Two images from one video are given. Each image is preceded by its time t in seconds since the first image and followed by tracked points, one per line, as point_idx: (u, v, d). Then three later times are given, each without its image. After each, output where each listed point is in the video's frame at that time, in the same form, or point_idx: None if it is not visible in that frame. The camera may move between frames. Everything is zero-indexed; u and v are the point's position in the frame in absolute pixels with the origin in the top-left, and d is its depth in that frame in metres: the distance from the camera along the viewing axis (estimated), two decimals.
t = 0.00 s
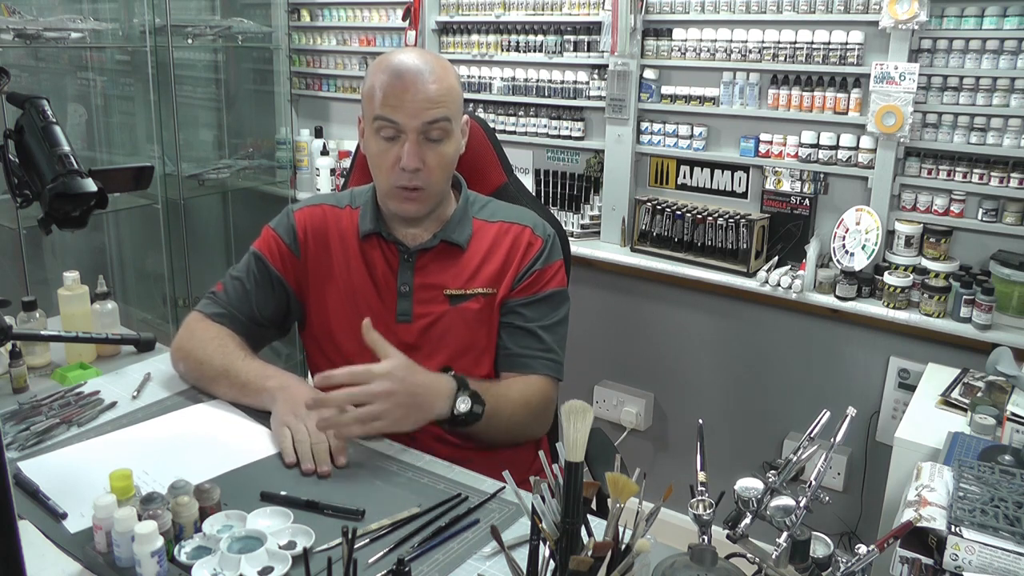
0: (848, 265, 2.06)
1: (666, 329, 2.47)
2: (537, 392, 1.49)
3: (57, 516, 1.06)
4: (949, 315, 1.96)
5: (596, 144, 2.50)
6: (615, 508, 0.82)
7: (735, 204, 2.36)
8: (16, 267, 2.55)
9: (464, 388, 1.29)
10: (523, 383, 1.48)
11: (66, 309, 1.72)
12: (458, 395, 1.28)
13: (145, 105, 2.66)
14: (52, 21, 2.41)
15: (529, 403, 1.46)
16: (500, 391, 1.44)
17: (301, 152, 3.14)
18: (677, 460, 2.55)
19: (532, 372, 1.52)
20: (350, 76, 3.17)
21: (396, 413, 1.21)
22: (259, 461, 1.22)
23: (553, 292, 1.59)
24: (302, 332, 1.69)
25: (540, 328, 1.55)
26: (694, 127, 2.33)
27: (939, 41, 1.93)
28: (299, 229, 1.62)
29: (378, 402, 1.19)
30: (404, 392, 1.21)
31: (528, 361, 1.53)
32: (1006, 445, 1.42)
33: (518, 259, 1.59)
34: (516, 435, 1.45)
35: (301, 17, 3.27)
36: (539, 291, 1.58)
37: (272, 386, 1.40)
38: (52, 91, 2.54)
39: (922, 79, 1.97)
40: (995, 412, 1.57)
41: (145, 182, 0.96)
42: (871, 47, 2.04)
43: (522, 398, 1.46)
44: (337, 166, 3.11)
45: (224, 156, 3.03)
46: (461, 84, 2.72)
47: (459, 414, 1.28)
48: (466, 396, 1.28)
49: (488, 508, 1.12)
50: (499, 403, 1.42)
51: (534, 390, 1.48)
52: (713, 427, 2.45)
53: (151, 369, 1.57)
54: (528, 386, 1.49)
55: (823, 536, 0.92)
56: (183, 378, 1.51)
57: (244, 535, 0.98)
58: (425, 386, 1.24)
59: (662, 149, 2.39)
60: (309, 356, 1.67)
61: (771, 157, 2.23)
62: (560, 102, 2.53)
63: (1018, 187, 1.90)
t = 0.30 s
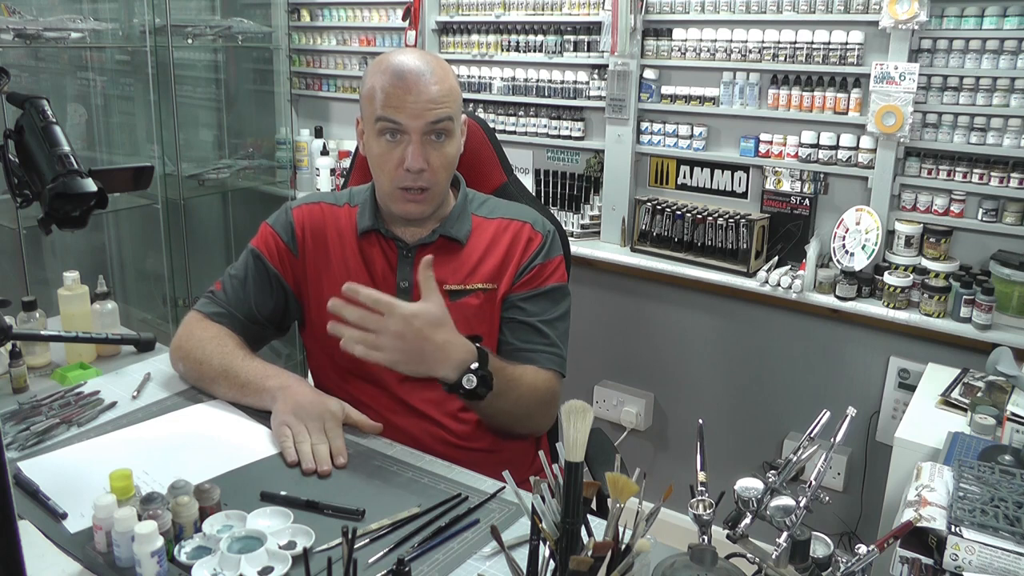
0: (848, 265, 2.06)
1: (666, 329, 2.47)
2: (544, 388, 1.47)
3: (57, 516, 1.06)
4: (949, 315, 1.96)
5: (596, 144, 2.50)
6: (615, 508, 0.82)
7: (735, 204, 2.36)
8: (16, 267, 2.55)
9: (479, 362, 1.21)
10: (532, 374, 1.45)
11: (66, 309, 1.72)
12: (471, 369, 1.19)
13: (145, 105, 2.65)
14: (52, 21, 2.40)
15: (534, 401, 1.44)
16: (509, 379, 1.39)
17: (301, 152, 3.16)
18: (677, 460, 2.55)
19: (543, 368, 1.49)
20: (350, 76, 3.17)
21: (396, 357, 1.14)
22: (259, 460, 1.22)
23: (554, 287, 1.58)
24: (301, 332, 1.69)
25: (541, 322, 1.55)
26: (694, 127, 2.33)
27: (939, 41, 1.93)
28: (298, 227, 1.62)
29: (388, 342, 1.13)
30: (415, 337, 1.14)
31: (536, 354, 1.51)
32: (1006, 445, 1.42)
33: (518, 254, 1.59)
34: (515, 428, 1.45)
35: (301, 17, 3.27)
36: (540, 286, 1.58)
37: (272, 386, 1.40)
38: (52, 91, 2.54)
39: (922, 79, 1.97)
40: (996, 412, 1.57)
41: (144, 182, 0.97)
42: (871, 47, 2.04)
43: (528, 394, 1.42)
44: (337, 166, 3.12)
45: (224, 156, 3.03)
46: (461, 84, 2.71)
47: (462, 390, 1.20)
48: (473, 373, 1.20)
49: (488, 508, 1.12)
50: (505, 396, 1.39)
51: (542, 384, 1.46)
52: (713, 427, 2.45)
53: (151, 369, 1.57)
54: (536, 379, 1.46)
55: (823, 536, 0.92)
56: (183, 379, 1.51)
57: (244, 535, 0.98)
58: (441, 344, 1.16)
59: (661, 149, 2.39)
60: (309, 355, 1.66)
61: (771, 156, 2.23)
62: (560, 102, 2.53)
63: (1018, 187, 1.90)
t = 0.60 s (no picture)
0: (848, 265, 2.06)
1: (667, 329, 2.47)
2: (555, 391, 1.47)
3: (57, 516, 1.06)
4: (949, 315, 1.96)
5: (596, 144, 2.50)
6: (615, 508, 0.82)
7: (735, 204, 2.36)
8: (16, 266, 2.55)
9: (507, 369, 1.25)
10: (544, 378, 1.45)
11: (66, 309, 1.72)
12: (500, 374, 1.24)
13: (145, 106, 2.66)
14: (52, 21, 2.40)
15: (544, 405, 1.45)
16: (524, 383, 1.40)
17: (301, 153, 3.15)
18: (677, 460, 2.55)
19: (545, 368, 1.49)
20: (350, 76, 3.17)
21: (432, 348, 1.15)
22: (259, 461, 1.22)
23: (555, 288, 1.59)
24: (302, 332, 1.69)
25: (542, 324, 1.54)
26: (694, 127, 2.33)
27: (939, 41, 1.93)
28: (298, 227, 1.62)
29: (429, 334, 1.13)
30: (455, 336, 1.14)
31: (538, 354, 1.51)
32: (1006, 445, 1.42)
33: (519, 255, 1.59)
34: (523, 427, 1.48)
35: (301, 17, 3.27)
36: (541, 287, 1.58)
37: (274, 386, 1.40)
38: (52, 91, 2.54)
39: (922, 79, 1.97)
40: (996, 412, 1.57)
41: (144, 182, 0.96)
42: (871, 47, 2.04)
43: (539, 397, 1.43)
44: (337, 166, 3.12)
45: (224, 155, 3.03)
46: (461, 84, 2.72)
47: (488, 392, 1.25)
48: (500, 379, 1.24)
49: (488, 508, 1.12)
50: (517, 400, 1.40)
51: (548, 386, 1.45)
52: (714, 427, 2.46)
53: (151, 369, 1.57)
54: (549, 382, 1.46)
55: (823, 536, 0.92)
56: (183, 378, 1.51)
57: (244, 535, 0.98)
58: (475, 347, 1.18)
59: (662, 149, 2.39)
60: (309, 354, 1.66)
61: (771, 156, 2.23)
62: (560, 102, 2.53)
63: (1018, 187, 1.90)
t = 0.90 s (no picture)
0: (848, 265, 2.06)
1: (667, 329, 2.47)
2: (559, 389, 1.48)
3: (57, 516, 1.06)
4: (949, 315, 1.96)
5: (596, 144, 2.50)
6: (615, 508, 0.82)
7: (735, 204, 2.36)
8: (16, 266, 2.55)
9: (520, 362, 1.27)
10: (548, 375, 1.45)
11: (66, 309, 1.72)
12: (516, 367, 1.26)
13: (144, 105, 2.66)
14: (52, 21, 2.40)
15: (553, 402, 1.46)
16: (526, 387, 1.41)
17: (301, 152, 3.13)
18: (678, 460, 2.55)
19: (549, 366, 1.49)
20: (350, 76, 3.17)
21: (450, 346, 1.18)
22: (259, 461, 1.22)
23: (556, 287, 1.59)
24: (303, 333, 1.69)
25: (543, 323, 1.54)
26: (694, 127, 2.33)
27: (939, 41, 1.93)
28: (298, 228, 1.63)
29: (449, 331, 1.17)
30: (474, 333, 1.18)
31: (542, 353, 1.51)
32: (1006, 445, 1.42)
33: (519, 255, 1.59)
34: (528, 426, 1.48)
35: (301, 17, 3.28)
36: (542, 286, 1.58)
37: (272, 385, 1.40)
38: (52, 91, 2.55)
39: (922, 79, 1.97)
40: (996, 412, 1.57)
41: (144, 182, 0.96)
42: (871, 47, 2.04)
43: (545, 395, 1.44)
44: (337, 166, 3.12)
45: (224, 155, 3.03)
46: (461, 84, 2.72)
47: (504, 387, 1.27)
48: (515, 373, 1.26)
49: (488, 508, 1.12)
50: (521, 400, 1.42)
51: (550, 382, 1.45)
52: (714, 427, 2.46)
53: (151, 369, 1.57)
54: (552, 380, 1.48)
55: (823, 536, 0.92)
56: (183, 379, 1.51)
57: (244, 535, 0.98)
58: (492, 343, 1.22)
59: (662, 149, 2.39)
60: (311, 355, 1.66)
61: (771, 156, 2.23)
62: (560, 102, 2.53)
63: (1018, 187, 1.90)
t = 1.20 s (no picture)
0: (848, 265, 2.06)
1: (666, 329, 2.47)
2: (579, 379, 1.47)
3: (57, 516, 1.06)
4: (949, 315, 1.96)
5: (596, 144, 2.50)
6: (615, 508, 0.82)
7: (735, 204, 2.36)
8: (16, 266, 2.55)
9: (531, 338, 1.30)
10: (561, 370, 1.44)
11: (66, 309, 1.72)
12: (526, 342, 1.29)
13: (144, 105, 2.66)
14: (52, 21, 2.40)
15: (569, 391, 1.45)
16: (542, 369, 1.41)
17: (301, 153, 3.16)
18: (678, 460, 2.55)
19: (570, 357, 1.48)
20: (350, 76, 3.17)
21: (448, 346, 1.24)
22: (259, 461, 1.22)
23: (560, 286, 1.59)
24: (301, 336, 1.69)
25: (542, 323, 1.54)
26: (694, 127, 2.33)
27: (939, 41, 1.93)
28: (293, 233, 1.63)
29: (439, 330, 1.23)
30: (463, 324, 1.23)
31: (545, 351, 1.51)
32: (1006, 445, 1.42)
33: (518, 257, 1.59)
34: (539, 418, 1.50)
35: (301, 17, 3.28)
36: (546, 287, 1.59)
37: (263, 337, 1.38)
38: (51, 91, 2.55)
39: (922, 79, 1.97)
40: (996, 412, 1.57)
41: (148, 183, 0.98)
42: (871, 47, 2.04)
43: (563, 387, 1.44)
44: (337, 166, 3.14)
45: (224, 155, 3.03)
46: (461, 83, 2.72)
47: (516, 363, 1.29)
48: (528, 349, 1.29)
49: (488, 508, 1.12)
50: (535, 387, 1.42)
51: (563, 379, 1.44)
52: (713, 427, 2.46)
53: (151, 369, 1.57)
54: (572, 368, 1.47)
55: (823, 536, 0.92)
56: (183, 373, 1.51)
57: (244, 535, 0.98)
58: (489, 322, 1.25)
59: (661, 149, 2.39)
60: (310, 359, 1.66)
61: (771, 156, 2.23)
62: (560, 102, 2.53)
63: (1018, 187, 1.90)
